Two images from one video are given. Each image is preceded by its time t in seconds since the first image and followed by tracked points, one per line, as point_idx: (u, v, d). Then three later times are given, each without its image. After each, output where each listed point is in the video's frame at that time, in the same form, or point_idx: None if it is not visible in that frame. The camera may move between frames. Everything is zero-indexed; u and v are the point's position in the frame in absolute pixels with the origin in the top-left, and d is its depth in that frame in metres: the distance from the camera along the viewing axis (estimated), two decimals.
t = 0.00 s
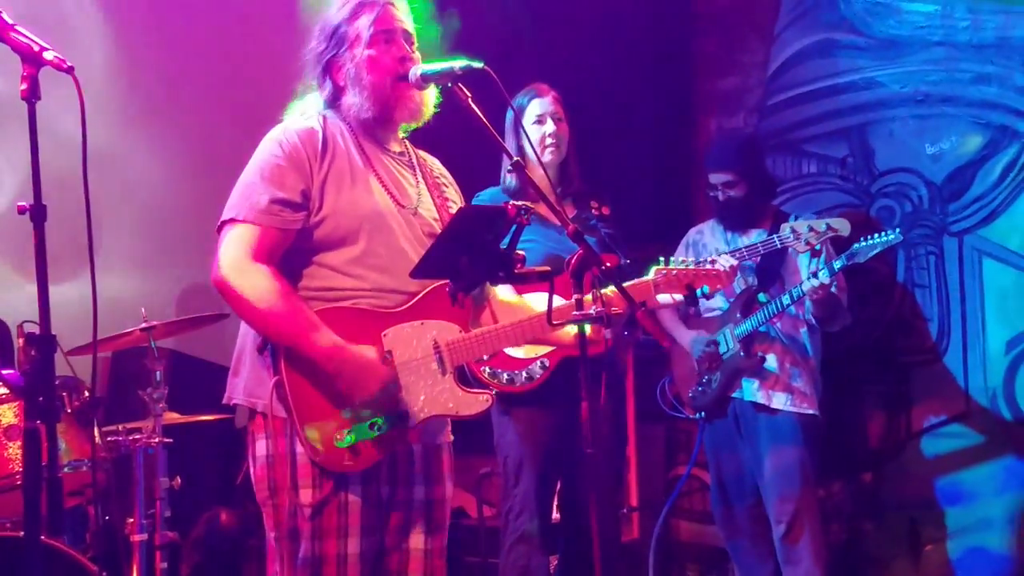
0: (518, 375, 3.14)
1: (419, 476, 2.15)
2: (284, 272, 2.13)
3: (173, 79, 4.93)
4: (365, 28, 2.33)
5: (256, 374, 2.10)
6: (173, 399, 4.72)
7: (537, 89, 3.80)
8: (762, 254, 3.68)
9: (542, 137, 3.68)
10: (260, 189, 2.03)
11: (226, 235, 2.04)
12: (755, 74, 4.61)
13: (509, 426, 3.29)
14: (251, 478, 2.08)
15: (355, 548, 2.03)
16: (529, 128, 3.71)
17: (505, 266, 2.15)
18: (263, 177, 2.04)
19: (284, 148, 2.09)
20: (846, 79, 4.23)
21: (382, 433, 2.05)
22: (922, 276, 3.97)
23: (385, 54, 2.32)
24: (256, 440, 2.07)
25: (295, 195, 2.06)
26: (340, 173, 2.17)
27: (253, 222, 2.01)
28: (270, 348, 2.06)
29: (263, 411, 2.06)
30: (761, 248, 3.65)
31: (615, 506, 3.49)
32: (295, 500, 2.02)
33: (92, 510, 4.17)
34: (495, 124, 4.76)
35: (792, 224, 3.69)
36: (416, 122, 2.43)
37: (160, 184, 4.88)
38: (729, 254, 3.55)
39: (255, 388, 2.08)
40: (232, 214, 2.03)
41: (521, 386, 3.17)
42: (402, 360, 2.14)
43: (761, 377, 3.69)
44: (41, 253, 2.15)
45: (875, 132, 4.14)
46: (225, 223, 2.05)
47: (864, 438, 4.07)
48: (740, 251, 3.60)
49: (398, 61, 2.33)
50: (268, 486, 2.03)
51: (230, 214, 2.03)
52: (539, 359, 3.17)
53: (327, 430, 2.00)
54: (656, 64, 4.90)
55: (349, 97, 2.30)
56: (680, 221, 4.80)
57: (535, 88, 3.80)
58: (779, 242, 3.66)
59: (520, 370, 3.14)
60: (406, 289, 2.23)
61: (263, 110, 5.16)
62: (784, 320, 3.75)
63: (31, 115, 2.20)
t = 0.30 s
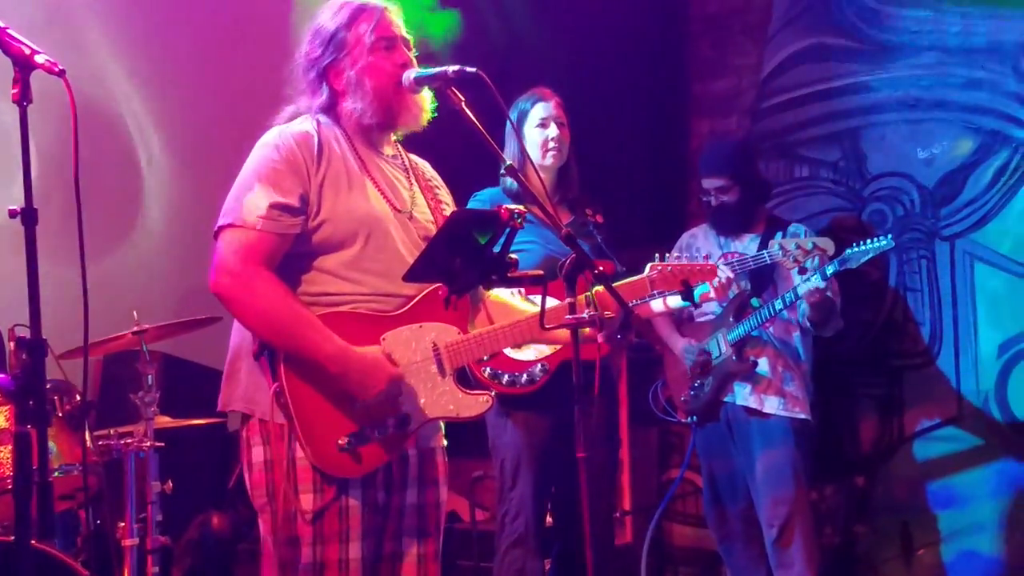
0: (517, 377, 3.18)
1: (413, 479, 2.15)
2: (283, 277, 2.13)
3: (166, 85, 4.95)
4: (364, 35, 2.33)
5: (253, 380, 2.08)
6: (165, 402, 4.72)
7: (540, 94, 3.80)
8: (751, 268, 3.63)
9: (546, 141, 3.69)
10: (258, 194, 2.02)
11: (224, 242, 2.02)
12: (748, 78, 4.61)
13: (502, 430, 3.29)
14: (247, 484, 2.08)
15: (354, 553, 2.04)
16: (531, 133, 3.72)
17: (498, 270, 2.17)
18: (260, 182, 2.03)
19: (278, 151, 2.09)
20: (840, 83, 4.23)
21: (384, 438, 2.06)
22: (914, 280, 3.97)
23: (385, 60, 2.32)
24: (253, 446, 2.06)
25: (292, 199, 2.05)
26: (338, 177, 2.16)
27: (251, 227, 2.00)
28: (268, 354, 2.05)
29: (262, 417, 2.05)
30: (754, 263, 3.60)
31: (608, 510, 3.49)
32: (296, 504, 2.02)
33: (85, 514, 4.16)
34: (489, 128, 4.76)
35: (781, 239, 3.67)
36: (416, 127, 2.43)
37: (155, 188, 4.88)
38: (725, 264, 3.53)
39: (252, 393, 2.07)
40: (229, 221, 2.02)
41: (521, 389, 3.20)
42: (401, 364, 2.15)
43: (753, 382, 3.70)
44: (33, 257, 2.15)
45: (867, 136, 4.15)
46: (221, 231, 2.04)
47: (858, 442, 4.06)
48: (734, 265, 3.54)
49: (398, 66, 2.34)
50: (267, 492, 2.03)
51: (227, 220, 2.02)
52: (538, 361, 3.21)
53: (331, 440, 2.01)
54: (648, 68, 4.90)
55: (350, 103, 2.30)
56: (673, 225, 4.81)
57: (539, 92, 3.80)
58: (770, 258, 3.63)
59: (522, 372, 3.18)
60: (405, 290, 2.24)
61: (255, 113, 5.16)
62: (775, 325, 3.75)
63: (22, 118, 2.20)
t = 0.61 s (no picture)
0: (514, 378, 3.13)
1: (402, 476, 2.15)
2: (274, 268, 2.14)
3: (160, 84, 4.95)
4: (351, 28, 2.33)
5: (244, 370, 2.09)
6: (158, 404, 4.73)
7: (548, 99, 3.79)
8: (741, 277, 3.61)
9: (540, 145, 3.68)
10: (250, 182, 2.04)
11: (213, 229, 2.04)
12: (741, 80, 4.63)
13: (494, 431, 3.29)
14: (236, 478, 2.08)
15: (341, 549, 2.04)
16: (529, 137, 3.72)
17: (488, 269, 2.17)
18: (252, 170, 2.05)
19: (268, 141, 2.11)
20: (834, 85, 4.24)
21: (380, 426, 2.07)
22: (904, 282, 3.99)
23: (370, 54, 2.33)
24: (241, 439, 2.07)
25: (284, 187, 2.07)
26: (330, 169, 2.18)
27: (242, 214, 2.02)
28: (258, 347, 2.06)
29: (252, 409, 2.06)
30: (742, 271, 3.57)
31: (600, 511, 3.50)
32: (286, 496, 2.01)
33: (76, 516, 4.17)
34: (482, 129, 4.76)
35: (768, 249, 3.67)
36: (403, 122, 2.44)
37: (148, 189, 4.89)
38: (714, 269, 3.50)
39: (243, 385, 2.08)
40: (219, 208, 2.04)
41: (517, 390, 3.16)
42: (395, 354, 2.16)
43: (746, 384, 3.71)
44: (22, 258, 2.15)
45: (861, 139, 4.15)
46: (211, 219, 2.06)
47: (848, 443, 4.04)
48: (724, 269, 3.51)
49: (383, 59, 2.34)
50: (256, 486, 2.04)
51: (218, 208, 2.04)
52: (534, 362, 3.18)
53: (326, 428, 2.02)
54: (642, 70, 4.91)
55: (334, 95, 2.31)
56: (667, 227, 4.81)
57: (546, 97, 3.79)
58: (757, 267, 3.60)
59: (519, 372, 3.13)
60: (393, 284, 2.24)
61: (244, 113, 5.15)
62: (768, 327, 3.80)
63: (11, 118, 2.20)
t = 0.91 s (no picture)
0: (498, 382, 3.20)
1: (387, 484, 2.15)
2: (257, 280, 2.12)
3: (146, 89, 4.94)
4: (337, 39, 2.34)
5: (226, 383, 2.07)
6: (143, 409, 4.72)
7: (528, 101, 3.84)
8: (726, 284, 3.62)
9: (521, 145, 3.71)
10: (233, 196, 2.03)
11: (196, 242, 2.03)
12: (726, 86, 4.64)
13: (480, 437, 3.30)
14: (220, 489, 2.07)
15: (326, 559, 2.04)
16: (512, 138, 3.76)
17: (473, 275, 2.16)
18: (236, 184, 2.04)
19: (252, 155, 2.10)
20: (818, 91, 4.25)
21: (359, 443, 2.07)
22: (890, 286, 4.01)
23: (352, 65, 2.33)
24: (226, 451, 2.06)
25: (266, 202, 2.06)
26: (314, 180, 2.17)
27: (224, 230, 2.01)
28: (241, 359, 2.03)
29: (235, 422, 2.05)
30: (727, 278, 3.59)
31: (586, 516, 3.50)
32: (269, 510, 2.02)
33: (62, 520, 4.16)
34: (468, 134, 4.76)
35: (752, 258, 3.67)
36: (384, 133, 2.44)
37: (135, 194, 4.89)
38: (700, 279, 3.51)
39: (226, 397, 2.06)
40: (202, 222, 2.03)
41: (503, 394, 3.22)
42: (375, 368, 2.18)
43: (729, 390, 3.72)
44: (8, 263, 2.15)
45: (844, 143, 4.17)
46: (194, 232, 2.05)
47: (834, 449, 4.06)
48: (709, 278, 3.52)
49: (364, 71, 2.34)
50: (240, 497, 2.03)
51: (200, 222, 2.03)
52: (518, 367, 3.22)
53: (308, 443, 2.01)
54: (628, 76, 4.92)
55: (311, 105, 2.31)
56: (653, 232, 4.82)
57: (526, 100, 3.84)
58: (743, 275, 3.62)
59: (503, 377, 3.20)
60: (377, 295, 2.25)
61: (229, 117, 5.14)
62: (755, 332, 3.80)
63: None
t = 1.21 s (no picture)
0: (490, 381, 3.18)
1: (383, 478, 2.14)
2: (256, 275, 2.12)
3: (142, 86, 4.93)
4: (335, 33, 2.33)
5: (223, 373, 2.07)
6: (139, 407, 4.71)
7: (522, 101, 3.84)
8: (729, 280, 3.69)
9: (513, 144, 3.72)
10: (232, 191, 2.03)
11: (195, 235, 2.03)
12: (722, 84, 4.64)
13: (475, 433, 3.29)
14: (217, 481, 2.07)
15: (320, 551, 2.03)
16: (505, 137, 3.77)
17: (470, 273, 2.16)
18: (235, 178, 2.04)
19: (251, 149, 2.09)
20: (814, 88, 4.25)
21: (357, 434, 2.06)
22: (888, 284, 4.01)
23: (352, 60, 2.32)
24: (223, 443, 2.06)
25: (266, 196, 2.06)
26: (313, 174, 2.17)
27: (224, 224, 2.01)
28: (240, 351, 2.04)
29: (233, 413, 2.04)
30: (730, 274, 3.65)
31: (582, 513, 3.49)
32: (265, 500, 2.01)
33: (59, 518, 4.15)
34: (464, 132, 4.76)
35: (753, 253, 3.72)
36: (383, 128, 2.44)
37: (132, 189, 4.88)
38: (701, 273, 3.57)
39: (223, 389, 2.06)
40: (201, 216, 2.03)
41: (495, 393, 3.19)
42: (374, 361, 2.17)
43: (727, 386, 3.72)
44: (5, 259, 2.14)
45: (842, 141, 4.18)
46: (193, 226, 2.05)
47: (831, 448, 4.07)
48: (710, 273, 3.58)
49: (363, 65, 2.33)
50: (237, 489, 2.03)
51: (199, 215, 2.03)
52: (512, 366, 3.21)
53: (304, 434, 2.02)
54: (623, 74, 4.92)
55: (312, 101, 2.31)
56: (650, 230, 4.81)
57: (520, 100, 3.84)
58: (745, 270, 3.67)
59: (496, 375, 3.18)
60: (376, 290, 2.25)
61: (224, 116, 5.13)
62: (751, 328, 3.79)
63: None
